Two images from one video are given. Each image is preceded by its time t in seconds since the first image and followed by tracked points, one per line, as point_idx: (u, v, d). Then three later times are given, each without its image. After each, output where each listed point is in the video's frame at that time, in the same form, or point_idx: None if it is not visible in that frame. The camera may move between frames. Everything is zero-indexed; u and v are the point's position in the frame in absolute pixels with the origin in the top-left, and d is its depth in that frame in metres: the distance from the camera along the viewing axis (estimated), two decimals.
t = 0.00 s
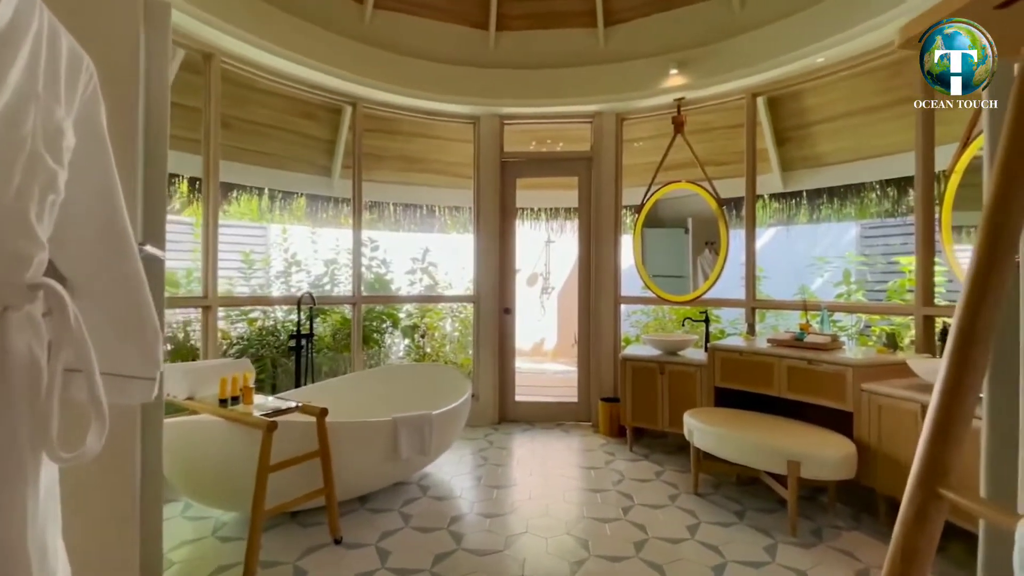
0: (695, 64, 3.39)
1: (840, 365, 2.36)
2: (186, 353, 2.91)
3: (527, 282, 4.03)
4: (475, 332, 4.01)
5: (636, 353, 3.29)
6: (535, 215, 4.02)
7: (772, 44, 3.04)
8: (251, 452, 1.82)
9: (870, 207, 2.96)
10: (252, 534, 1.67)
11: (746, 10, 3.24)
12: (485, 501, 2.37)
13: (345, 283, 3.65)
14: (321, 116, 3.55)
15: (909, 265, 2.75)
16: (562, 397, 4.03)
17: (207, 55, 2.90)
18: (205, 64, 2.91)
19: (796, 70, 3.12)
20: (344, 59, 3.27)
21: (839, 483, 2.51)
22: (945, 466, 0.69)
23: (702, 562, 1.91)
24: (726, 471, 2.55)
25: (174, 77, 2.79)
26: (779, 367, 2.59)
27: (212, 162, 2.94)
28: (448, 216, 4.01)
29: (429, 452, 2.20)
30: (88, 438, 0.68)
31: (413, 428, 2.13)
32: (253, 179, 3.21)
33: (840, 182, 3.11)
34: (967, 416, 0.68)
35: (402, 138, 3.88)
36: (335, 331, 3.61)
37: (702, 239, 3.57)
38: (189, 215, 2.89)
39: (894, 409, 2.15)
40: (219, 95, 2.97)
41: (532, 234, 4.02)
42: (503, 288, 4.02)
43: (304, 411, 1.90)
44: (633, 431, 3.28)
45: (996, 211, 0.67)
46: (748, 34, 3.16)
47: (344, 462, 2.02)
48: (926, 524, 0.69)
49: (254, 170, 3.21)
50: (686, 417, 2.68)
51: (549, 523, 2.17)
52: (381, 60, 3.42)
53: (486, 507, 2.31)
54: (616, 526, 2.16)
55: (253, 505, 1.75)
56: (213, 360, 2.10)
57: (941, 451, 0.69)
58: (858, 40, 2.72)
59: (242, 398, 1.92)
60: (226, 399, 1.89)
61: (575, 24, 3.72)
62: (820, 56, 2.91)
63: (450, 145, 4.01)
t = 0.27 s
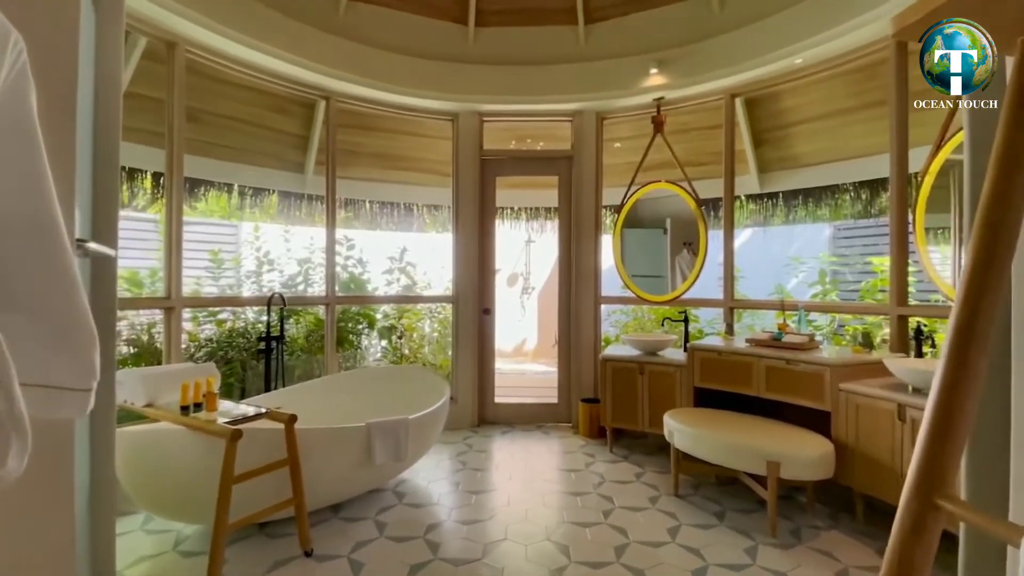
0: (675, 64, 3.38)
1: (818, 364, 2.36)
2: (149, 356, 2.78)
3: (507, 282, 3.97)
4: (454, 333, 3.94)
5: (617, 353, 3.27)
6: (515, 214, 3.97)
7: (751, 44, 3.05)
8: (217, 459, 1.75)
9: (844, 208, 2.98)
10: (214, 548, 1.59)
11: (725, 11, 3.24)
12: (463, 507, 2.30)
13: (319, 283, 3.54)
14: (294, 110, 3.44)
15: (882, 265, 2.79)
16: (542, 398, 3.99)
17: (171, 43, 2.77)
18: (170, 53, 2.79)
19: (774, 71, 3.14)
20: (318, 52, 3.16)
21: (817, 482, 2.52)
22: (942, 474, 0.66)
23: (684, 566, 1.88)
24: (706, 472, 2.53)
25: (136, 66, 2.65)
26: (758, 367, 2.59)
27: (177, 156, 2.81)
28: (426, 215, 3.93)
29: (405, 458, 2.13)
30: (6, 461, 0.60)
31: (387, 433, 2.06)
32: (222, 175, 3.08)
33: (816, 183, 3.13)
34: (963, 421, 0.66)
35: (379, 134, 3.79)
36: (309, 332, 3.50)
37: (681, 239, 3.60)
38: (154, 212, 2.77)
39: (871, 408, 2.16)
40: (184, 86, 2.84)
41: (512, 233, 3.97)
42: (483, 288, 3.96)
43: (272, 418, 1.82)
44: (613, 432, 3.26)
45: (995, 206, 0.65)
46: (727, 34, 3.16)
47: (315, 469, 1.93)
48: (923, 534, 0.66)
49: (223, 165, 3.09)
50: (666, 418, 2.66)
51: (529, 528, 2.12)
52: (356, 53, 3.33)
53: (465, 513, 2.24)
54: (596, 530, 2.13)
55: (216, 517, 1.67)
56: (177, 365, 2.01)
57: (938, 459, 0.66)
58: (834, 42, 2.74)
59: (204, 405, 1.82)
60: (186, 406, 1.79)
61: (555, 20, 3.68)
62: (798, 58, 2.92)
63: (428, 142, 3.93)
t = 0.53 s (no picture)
0: (657, 64, 3.37)
1: (799, 365, 2.36)
2: (115, 359, 2.66)
3: (489, 283, 3.92)
4: (435, 334, 3.88)
5: (600, 354, 3.24)
6: (498, 214, 3.92)
7: (733, 45, 3.05)
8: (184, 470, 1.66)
9: (822, 211, 3.00)
10: (181, 564, 1.52)
11: (707, 12, 3.24)
12: (443, 515, 2.24)
13: (296, 283, 3.45)
14: (269, 105, 3.34)
15: (858, 266, 2.81)
16: (525, 400, 3.95)
17: (136, 32, 2.66)
18: (135, 43, 2.67)
19: (755, 73, 3.15)
20: (294, 46, 3.07)
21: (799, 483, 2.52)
22: (942, 487, 0.63)
23: (668, 571, 1.86)
24: (689, 474, 2.52)
25: (98, 56, 2.54)
26: (740, 368, 2.58)
27: (143, 152, 2.70)
28: (407, 214, 3.85)
29: (382, 465, 2.06)
30: None
31: (364, 440, 1.99)
32: (192, 171, 2.97)
33: (794, 184, 3.14)
34: (965, 432, 0.63)
35: (357, 131, 3.70)
36: (285, 334, 3.40)
37: (662, 240, 3.60)
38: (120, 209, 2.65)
39: (853, 408, 2.16)
40: (152, 79, 2.73)
41: (494, 233, 3.92)
42: (465, 288, 3.90)
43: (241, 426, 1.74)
44: (596, 434, 3.23)
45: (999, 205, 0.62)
46: (710, 35, 3.16)
47: (288, 478, 1.85)
48: (922, 550, 0.63)
49: (193, 161, 2.97)
50: (649, 419, 2.63)
51: (511, 536, 2.07)
52: (334, 47, 3.24)
53: (446, 521, 2.18)
54: (580, 536, 2.09)
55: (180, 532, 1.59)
56: (141, 371, 1.92)
57: (938, 472, 0.63)
58: (814, 44, 2.76)
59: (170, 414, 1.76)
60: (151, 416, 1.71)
61: (538, 18, 3.64)
62: (779, 59, 2.94)
63: (409, 139, 3.86)
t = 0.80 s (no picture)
0: (643, 63, 3.37)
1: (784, 365, 2.36)
2: (84, 362, 2.56)
3: (474, 283, 3.88)
4: (419, 335, 3.82)
5: (585, 354, 3.22)
6: (482, 213, 3.87)
7: (717, 46, 3.06)
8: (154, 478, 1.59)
9: (803, 211, 3.02)
10: None
11: (692, 12, 3.25)
12: (426, 520, 2.20)
13: (275, 283, 3.36)
14: (247, 100, 3.25)
15: (838, 266, 2.84)
16: (509, 401, 3.91)
17: (105, 22, 2.56)
18: (105, 34, 2.58)
19: (738, 74, 3.16)
20: (272, 39, 2.99)
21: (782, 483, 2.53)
22: (940, 493, 0.61)
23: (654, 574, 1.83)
24: (674, 474, 2.51)
25: (65, 46, 2.45)
26: (725, 368, 2.58)
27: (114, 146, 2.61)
28: (390, 212, 3.79)
29: (363, 471, 2.01)
30: None
31: (344, 444, 1.94)
32: (165, 167, 2.87)
33: (776, 185, 3.16)
34: (962, 437, 0.61)
35: (339, 128, 3.63)
36: (264, 335, 3.31)
37: (646, 240, 3.62)
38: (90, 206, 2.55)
39: (837, 408, 2.16)
40: (122, 70, 2.64)
41: (479, 233, 3.87)
42: (449, 288, 3.85)
43: (215, 431, 1.68)
44: (581, 434, 3.21)
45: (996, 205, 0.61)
46: (695, 35, 3.17)
47: (264, 484, 1.79)
48: (918, 559, 0.61)
49: (166, 156, 2.88)
50: (635, 420, 2.62)
51: (496, 540, 2.03)
52: (314, 41, 3.17)
53: (429, 526, 2.14)
54: (566, 539, 2.06)
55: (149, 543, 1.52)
56: (110, 373, 1.85)
57: (936, 478, 0.61)
58: (797, 46, 2.77)
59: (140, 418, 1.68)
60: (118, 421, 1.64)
61: (523, 16, 3.61)
62: (762, 60, 2.95)
63: (391, 136, 3.79)
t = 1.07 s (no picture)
0: (623, 63, 3.36)
1: (762, 365, 2.37)
2: (42, 366, 2.44)
3: (455, 283, 3.83)
4: (398, 336, 3.75)
5: (566, 355, 3.19)
6: (462, 212, 3.82)
7: (697, 47, 3.07)
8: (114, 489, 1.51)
9: (779, 212, 3.05)
10: None
11: (672, 12, 3.25)
12: (403, 526, 2.14)
13: (247, 283, 3.26)
14: (217, 93, 3.15)
15: (813, 267, 2.87)
16: (490, 402, 3.87)
17: (65, 9, 2.45)
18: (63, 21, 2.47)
19: (717, 76, 3.18)
20: (244, 30, 2.90)
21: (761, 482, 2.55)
22: (927, 499, 0.58)
23: None
24: (655, 475, 2.50)
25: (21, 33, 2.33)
26: (704, 367, 2.58)
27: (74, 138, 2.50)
28: (367, 210, 3.71)
29: (337, 477, 1.94)
30: None
31: (317, 450, 1.87)
32: (130, 162, 2.76)
33: (752, 187, 3.19)
34: (951, 440, 0.59)
35: (315, 124, 3.55)
36: (236, 336, 3.21)
37: (627, 240, 3.62)
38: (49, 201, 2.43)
39: (814, 408, 2.18)
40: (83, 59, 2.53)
41: (459, 232, 3.82)
42: (428, 288, 3.79)
43: (180, 439, 1.62)
44: (562, 435, 3.19)
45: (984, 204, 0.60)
46: (675, 36, 3.17)
47: (232, 492, 1.72)
48: (908, 567, 0.58)
49: (131, 151, 2.77)
50: (615, 421, 2.60)
51: (476, 546, 1.99)
52: (289, 33, 3.08)
53: (407, 532, 2.09)
54: (547, 543, 2.03)
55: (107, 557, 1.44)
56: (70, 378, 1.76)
57: (924, 484, 0.59)
58: (775, 48, 2.80)
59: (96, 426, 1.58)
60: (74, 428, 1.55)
61: (504, 13, 3.58)
62: (741, 62, 2.97)
63: (369, 133, 3.72)
